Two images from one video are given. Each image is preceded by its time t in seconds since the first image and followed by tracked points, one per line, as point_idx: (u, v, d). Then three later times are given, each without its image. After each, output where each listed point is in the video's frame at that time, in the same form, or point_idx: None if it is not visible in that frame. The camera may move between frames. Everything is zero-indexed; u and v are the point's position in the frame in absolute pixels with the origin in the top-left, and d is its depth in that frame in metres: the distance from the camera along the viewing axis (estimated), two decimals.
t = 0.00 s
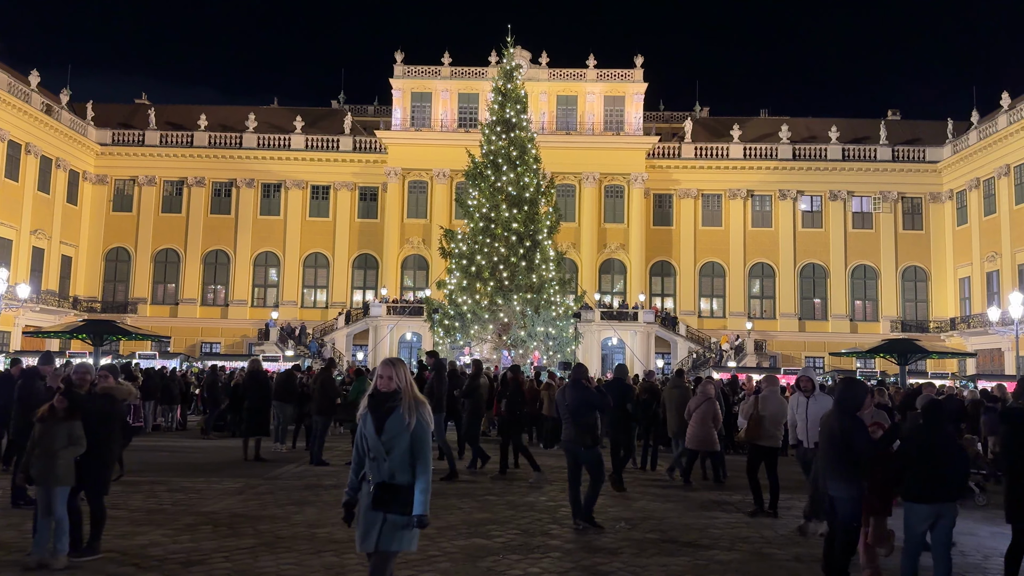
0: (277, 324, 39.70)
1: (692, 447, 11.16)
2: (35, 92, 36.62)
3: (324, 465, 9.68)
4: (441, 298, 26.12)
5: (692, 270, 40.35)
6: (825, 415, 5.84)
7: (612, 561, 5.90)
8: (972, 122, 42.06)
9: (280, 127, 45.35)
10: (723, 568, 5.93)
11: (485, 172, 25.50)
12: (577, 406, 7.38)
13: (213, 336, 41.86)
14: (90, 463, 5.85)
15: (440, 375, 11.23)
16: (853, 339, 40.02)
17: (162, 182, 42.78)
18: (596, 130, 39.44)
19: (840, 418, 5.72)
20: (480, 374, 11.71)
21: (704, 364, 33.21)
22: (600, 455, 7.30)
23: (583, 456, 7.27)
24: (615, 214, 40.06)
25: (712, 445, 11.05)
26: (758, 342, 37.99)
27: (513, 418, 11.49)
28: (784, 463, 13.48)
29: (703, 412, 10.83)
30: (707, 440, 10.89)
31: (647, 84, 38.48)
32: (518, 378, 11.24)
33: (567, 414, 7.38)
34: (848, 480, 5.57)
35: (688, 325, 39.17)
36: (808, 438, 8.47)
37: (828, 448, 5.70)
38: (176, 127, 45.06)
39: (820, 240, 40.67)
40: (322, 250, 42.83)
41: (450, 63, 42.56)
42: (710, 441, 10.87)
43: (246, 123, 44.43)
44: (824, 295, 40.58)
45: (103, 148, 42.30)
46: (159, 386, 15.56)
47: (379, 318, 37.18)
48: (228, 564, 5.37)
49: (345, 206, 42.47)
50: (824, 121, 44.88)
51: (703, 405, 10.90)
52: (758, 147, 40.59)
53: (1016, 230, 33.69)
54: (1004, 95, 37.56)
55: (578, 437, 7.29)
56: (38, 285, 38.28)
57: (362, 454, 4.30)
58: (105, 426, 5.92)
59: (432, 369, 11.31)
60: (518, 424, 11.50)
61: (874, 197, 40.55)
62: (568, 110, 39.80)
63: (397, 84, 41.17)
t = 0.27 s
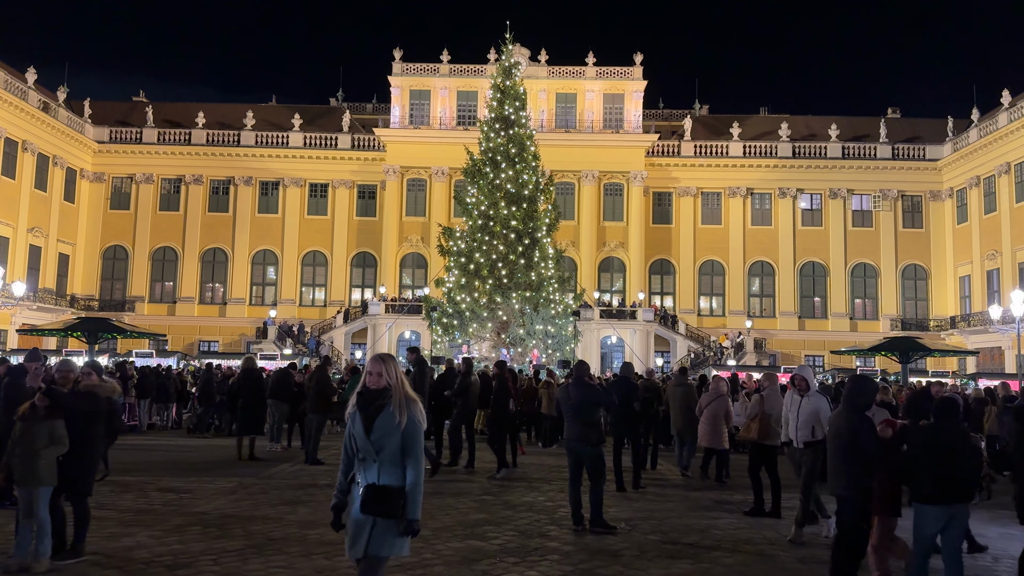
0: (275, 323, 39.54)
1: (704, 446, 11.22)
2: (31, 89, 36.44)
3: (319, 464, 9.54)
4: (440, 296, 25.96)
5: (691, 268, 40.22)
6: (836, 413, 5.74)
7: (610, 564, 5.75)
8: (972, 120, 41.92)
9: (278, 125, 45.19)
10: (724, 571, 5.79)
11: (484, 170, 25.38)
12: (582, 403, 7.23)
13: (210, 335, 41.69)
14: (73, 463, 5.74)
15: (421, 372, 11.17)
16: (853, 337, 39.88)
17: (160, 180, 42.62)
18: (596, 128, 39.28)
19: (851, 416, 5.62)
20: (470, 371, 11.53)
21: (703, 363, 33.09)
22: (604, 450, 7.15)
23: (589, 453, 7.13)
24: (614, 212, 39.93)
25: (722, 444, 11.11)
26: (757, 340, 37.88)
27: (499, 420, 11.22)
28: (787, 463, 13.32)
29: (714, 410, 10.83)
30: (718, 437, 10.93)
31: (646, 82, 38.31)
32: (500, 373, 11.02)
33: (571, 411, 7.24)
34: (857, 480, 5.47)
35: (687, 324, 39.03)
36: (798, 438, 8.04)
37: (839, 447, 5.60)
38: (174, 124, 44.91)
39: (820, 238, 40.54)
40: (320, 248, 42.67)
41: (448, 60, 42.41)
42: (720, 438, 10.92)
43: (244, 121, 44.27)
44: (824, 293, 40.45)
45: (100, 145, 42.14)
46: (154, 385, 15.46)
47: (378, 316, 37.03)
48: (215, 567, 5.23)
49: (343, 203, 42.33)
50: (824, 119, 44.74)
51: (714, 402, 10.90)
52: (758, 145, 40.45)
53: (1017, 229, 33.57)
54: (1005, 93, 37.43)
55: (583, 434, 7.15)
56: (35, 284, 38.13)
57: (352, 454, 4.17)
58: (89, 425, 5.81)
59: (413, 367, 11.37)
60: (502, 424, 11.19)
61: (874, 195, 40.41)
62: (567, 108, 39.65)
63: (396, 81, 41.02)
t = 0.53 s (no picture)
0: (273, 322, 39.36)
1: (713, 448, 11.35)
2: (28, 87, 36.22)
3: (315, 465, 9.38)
4: (438, 295, 25.81)
5: (690, 267, 40.07)
6: (841, 417, 5.64)
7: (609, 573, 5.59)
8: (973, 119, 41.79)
9: (276, 123, 45.01)
10: None
11: (483, 168, 25.24)
12: (581, 403, 7.10)
13: (208, 334, 41.54)
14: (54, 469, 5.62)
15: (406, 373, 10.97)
16: (853, 336, 39.73)
17: (157, 179, 42.44)
18: (595, 126, 39.14)
19: (859, 422, 5.51)
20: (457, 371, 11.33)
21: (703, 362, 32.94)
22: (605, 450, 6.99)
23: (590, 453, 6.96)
24: (613, 211, 39.78)
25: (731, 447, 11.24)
26: (757, 339, 37.75)
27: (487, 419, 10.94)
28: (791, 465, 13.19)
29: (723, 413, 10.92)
30: (727, 441, 11.05)
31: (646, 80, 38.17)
32: (484, 372, 10.79)
33: (571, 413, 7.09)
34: (866, 487, 5.37)
35: (687, 323, 38.87)
36: (791, 439, 7.70)
37: (845, 453, 5.50)
38: (171, 122, 44.73)
39: (820, 237, 40.39)
40: (318, 247, 42.50)
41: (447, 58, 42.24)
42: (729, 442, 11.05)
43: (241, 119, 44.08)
44: (824, 292, 40.31)
45: (97, 143, 41.94)
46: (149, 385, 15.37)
47: (376, 315, 36.87)
48: None
49: (341, 202, 42.17)
50: (824, 118, 44.60)
51: (723, 405, 11.01)
52: (758, 144, 40.33)
53: (1017, 227, 33.45)
54: (1005, 91, 37.29)
55: (585, 436, 6.99)
56: (32, 282, 37.96)
57: (340, 463, 4.03)
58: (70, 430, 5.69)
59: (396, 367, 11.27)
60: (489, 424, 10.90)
61: (874, 194, 40.25)
62: (566, 106, 39.49)
63: (394, 80, 40.86)
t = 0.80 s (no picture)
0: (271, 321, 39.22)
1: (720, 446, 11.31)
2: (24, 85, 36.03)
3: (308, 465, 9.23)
4: (436, 293, 25.65)
5: (690, 266, 39.94)
6: (848, 417, 5.53)
7: None
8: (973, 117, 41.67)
9: (273, 121, 44.86)
10: None
11: (481, 166, 25.12)
12: (577, 402, 6.96)
13: (206, 333, 41.40)
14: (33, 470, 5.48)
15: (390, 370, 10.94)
16: (853, 335, 39.61)
17: (155, 177, 42.27)
18: (594, 124, 38.99)
19: (867, 421, 5.38)
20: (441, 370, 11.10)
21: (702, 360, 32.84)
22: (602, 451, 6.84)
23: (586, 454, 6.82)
24: (612, 210, 39.64)
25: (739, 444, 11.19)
26: (757, 338, 37.63)
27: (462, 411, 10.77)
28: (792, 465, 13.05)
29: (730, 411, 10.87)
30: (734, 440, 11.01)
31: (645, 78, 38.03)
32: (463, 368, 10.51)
33: (567, 412, 6.97)
34: (872, 489, 5.25)
35: (686, 322, 38.73)
36: (788, 442, 7.24)
37: (853, 453, 5.38)
38: (169, 120, 44.58)
39: (820, 236, 40.26)
40: (316, 246, 42.34)
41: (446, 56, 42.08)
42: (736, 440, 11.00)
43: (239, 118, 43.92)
44: (823, 292, 40.17)
45: (94, 141, 41.78)
46: (146, 384, 15.33)
47: (374, 314, 36.74)
48: None
49: (339, 201, 42.02)
50: (823, 116, 44.48)
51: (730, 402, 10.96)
52: (757, 142, 40.20)
53: (1017, 226, 33.33)
54: (1005, 89, 37.17)
55: (582, 436, 6.85)
56: (29, 281, 37.81)
57: (324, 465, 3.91)
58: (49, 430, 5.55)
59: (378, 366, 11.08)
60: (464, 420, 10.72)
61: (873, 193, 40.12)
62: (565, 104, 39.35)
63: (392, 78, 40.71)
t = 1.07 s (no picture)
0: (268, 320, 39.05)
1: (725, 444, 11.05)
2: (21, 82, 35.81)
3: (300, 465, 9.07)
4: (433, 292, 25.50)
5: (689, 264, 39.81)
6: (851, 416, 5.36)
7: None
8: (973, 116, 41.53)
9: (271, 119, 44.70)
10: None
11: (479, 164, 24.96)
12: (569, 402, 6.82)
13: (203, 332, 41.24)
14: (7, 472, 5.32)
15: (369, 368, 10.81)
16: (853, 334, 39.48)
17: (152, 175, 42.09)
18: (593, 122, 38.81)
19: (871, 421, 5.21)
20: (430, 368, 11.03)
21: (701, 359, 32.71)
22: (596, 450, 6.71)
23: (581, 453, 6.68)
24: (611, 208, 39.48)
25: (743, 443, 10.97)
26: (756, 337, 37.50)
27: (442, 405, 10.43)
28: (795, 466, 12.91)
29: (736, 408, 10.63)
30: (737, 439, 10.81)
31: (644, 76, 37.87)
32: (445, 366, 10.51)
33: (560, 412, 6.82)
34: (876, 491, 5.09)
35: (685, 321, 38.59)
36: (778, 445, 6.96)
37: (853, 454, 5.23)
38: (166, 119, 44.41)
39: (819, 234, 40.11)
40: (314, 244, 42.16)
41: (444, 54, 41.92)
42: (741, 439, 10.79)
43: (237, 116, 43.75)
44: (823, 290, 40.04)
45: (91, 139, 41.59)
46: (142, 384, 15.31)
47: (372, 313, 36.59)
48: None
49: (337, 199, 41.85)
50: (823, 114, 44.34)
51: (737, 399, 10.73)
52: (756, 140, 40.06)
53: (1017, 225, 33.20)
54: (1005, 87, 37.03)
55: (575, 436, 6.72)
56: (25, 280, 37.64)
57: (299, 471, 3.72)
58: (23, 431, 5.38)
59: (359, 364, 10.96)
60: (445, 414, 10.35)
61: (873, 191, 39.99)
62: (564, 102, 39.19)
63: (391, 75, 40.53)
